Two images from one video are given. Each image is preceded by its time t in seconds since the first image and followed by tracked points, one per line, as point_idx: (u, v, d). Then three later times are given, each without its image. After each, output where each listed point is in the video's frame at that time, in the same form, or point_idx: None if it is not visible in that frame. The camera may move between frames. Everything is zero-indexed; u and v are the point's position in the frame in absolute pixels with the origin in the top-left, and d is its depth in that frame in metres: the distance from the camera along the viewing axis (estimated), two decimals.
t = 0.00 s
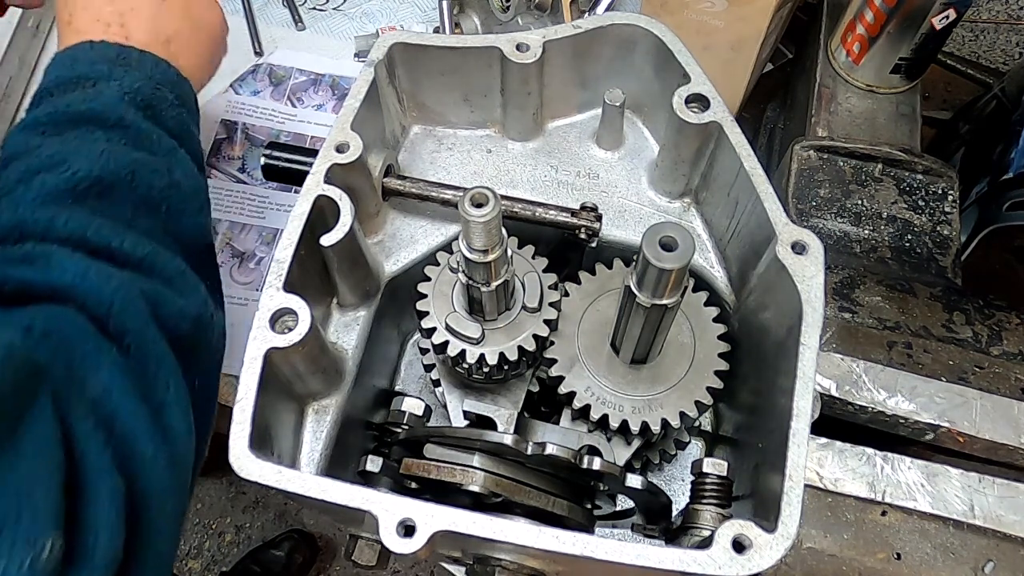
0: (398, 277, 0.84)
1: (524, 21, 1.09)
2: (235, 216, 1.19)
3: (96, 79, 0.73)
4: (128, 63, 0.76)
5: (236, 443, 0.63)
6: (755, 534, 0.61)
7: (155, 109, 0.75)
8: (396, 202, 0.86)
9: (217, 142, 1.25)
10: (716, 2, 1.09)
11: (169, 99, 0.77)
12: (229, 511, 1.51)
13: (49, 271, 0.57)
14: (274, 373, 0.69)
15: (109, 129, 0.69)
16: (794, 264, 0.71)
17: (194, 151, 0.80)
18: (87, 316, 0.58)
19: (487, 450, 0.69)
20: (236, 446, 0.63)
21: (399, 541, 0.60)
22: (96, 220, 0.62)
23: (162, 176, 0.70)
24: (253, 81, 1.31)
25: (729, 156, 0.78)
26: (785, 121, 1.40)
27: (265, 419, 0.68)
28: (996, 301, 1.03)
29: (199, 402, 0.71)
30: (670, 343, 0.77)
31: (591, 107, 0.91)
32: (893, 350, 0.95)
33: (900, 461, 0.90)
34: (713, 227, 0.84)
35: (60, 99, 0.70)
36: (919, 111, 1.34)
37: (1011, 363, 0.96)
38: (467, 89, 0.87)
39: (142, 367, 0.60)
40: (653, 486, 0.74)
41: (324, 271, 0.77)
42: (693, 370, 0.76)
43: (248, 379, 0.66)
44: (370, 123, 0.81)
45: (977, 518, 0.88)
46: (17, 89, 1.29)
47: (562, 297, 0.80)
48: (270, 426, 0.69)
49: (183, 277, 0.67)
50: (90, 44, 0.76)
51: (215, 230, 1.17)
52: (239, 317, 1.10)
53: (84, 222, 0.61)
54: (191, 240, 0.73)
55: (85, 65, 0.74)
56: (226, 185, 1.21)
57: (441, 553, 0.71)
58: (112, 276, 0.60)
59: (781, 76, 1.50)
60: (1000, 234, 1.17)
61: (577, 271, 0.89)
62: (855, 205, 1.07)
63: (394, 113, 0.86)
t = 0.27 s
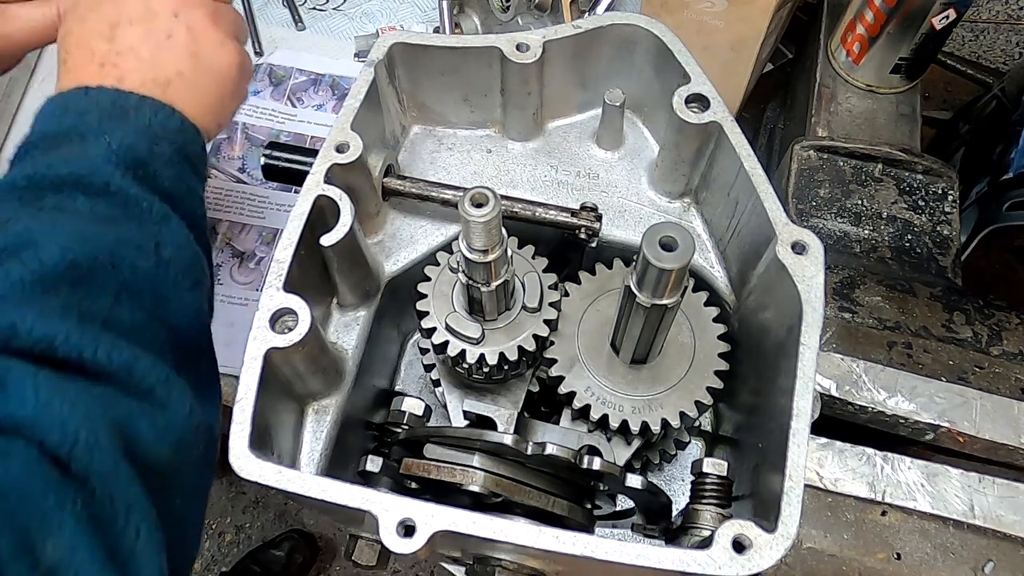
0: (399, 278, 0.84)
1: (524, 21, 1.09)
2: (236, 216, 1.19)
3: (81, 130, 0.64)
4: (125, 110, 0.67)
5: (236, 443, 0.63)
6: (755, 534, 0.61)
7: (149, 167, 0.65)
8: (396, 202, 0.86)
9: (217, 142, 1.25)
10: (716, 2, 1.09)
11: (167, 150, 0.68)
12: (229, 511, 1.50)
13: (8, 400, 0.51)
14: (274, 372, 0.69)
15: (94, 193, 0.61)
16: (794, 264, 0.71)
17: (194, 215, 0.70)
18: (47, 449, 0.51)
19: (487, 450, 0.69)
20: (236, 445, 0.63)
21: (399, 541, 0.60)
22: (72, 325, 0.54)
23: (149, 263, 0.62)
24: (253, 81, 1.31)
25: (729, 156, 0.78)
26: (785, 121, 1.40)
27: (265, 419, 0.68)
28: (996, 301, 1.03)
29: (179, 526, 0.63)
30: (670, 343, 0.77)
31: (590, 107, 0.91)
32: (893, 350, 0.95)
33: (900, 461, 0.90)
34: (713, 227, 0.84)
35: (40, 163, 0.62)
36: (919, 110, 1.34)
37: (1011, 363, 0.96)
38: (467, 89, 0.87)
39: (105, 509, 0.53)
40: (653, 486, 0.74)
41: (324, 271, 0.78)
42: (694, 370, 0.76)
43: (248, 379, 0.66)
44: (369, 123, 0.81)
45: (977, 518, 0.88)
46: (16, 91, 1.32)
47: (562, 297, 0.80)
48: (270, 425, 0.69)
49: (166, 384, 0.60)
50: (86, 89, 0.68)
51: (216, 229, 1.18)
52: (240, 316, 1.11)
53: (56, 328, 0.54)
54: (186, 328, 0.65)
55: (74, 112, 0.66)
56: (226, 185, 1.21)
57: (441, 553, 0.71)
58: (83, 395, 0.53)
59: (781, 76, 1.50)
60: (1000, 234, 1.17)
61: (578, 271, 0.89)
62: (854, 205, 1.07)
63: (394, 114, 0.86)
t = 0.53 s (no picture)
0: (399, 277, 0.84)
1: (524, 21, 1.09)
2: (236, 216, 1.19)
3: (130, 205, 0.69)
4: (169, 185, 0.72)
5: (236, 443, 0.63)
6: (755, 534, 0.61)
7: (191, 253, 0.71)
8: (396, 202, 0.86)
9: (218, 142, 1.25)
10: (716, 2, 1.10)
11: (210, 234, 0.73)
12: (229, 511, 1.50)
13: (18, 548, 0.56)
14: (274, 372, 0.69)
15: (132, 285, 0.67)
16: (794, 264, 0.71)
17: (230, 299, 0.76)
18: None
19: (487, 450, 0.69)
20: (236, 445, 0.63)
21: (399, 541, 0.60)
22: (91, 450, 0.59)
23: (174, 366, 0.67)
24: (254, 81, 1.31)
25: (729, 156, 0.78)
26: (785, 121, 1.40)
27: (265, 419, 0.68)
28: (997, 301, 1.03)
29: None
30: (670, 343, 0.77)
31: (590, 107, 0.91)
32: (893, 350, 0.95)
33: (900, 461, 0.90)
34: (713, 227, 0.84)
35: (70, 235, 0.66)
36: (920, 110, 1.34)
37: (1011, 363, 0.96)
38: (467, 89, 0.87)
39: None
40: (653, 486, 0.74)
41: (324, 271, 0.78)
42: (694, 371, 0.76)
43: (249, 379, 0.66)
44: (370, 123, 0.81)
45: (977, 518, 0.88)
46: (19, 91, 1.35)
47: (562, 297, 0.80)
48: (270, 425, 0.69)
49: (184, 516, 0.64)
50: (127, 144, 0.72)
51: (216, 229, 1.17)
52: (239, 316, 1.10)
53: (77, 451, 0.59)
54: (206, 435, 0.70)
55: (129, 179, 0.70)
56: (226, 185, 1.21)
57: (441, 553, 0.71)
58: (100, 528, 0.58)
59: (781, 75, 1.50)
60: (1000, 234, 1.17)
61: (578, 271, 0.89)
62: (854, 205, 1.07)
63: (394, 114, 0.86)
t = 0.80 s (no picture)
0: (399, 277, 0.84)
1: (524, 21, 1.09)
2: (236, 216, 1.19)
3: (111, 330, 0.64)
4: (156, 302, 0.67)
5: (236, 443, 0.63)
6: (755, 534, 0.61)
7: (179, 383, 0.66)
8: (396, 202, 0.86)
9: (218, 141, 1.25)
10: (716, 2, 1.10)
11: (196, 357, 0.67)
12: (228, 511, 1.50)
13: None
14: (274, 372, 0.69)
15: (110, 420, 0.62)
16: (794, 263, 0.71)
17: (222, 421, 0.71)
18: None
19: (487, 450, 0.69)
20: (236, 445, 0.63)
21: (399, 541, 0.60)
22: None
23: (159, 508, 0.63)
24: (254, 81, 1.31)
25: (729, 156, 0.78)
26: (785, 121, 1.40)
27: (264, 419, 0.68)
28: (997, 301, 1.03)
29: None
30: (669, 343, 0.77)
31: (590, 107, 0.91)
32: (893, 350, 0.95)
33: (900, 461, 0.90)
34: (713, 227, 0.84)
35: (44, 365, 0.63)
36: (919, 110, 1.34)
37: (1011, 363, 0.96)
38: (467, 89, 0.87)
39: None
40: (653, 486, 0.74)
41: (324, 272, 0.78)
42: (694, 371, 0.76)
43: (249, 379, 0.66)
44: (370, 123, 0.81)
45: (977, 518, 0.88)
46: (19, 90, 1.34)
47: (561, 297, 0.80)
48: (270, 425, 0.69)
49: None
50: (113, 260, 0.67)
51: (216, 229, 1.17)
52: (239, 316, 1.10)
53: None
54: None
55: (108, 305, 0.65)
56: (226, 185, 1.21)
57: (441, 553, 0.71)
58: None
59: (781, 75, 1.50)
60: (1001, 235, 1.18)
61: (578, 271, 0.89)
62: (854, 205, 1.07)
63: (394, 114, 0.86)
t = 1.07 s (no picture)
0: (399, 277, 0.84)
1: (524, 21, 1.09)
2: (236, 216, 1.18)
3: None
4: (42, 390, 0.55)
5: (236, 443, 0.63)
6: (755, 534, 0.61)
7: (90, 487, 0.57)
8: (396, 202, 0.85)
9: (218, 141, 1.25)
10: (716, 2, 1.09)
11: (110, 450, 0.58)
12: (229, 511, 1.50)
13: None
14: (274, 372, 0.69)
15: None
16: (794, 264, 0.71)
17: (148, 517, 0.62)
18: None
19: (487, 450, 0.69)
20: (236, 445, 0.63)
21: (399, 541, 0.60)
22: None
23: None
24: (254, 81, 1.31)
25: (729, 156, 0.78)
26: (785, 121, 1.40)
27: (264, 420, 0.68)
28: (996, 301, 1.03)
29: None
30: (670, 343, 0.77)
31: (590, 107, 0.91)
32: (893, 350, 0.95)
33: (900, 461, 0.90)
34: (713, 227, 0.84)
35: None
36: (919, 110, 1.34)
37: (1011, 363, 0.96)
38: (467, 89, 0.87)
39: None
40: (653, 486, 0.74)
41: (324, 272, 0.78)
42: (694, 371, 0.76)
43: (248, 379, 0.66)
44: (369, 123, 0.81)
45: (977, 518, 0.88)
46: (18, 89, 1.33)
47: (561, 297, 0.80)
48: (270, 426, 0.69)
49: None
50: None
51: (216, 229, 1.17)
52: (239, 316, 1.09)
53: None
54: None
55: None
56: (226, 185, 1.21)
57: (441, 553, 0.71)
58: None
59: (781, 76, 1.50)
60: (1001, 235, 1.18)
61: (578, 271, 0.89)
62: (854, 205, 1.07)
63: (394, 114, 0.86)
